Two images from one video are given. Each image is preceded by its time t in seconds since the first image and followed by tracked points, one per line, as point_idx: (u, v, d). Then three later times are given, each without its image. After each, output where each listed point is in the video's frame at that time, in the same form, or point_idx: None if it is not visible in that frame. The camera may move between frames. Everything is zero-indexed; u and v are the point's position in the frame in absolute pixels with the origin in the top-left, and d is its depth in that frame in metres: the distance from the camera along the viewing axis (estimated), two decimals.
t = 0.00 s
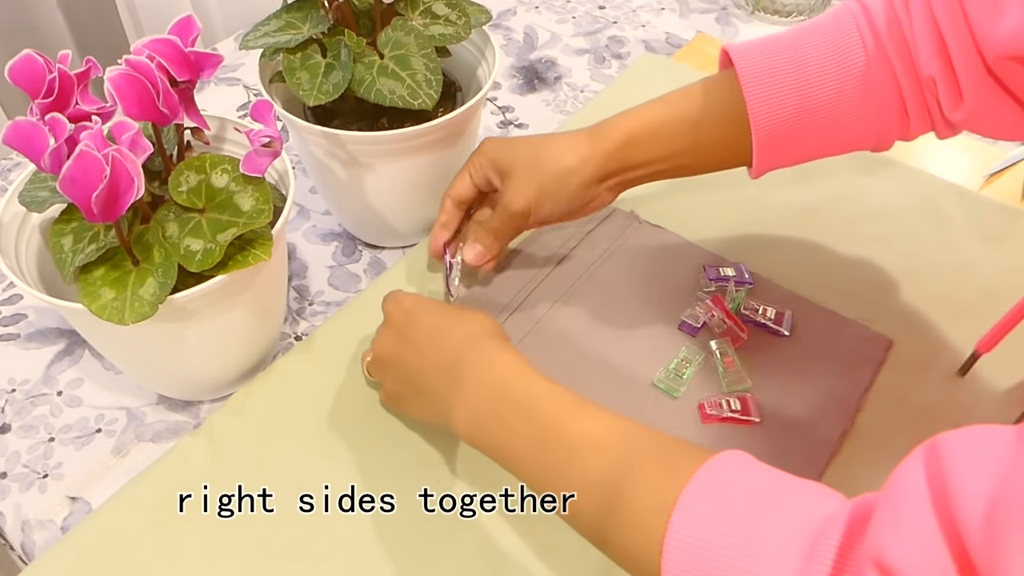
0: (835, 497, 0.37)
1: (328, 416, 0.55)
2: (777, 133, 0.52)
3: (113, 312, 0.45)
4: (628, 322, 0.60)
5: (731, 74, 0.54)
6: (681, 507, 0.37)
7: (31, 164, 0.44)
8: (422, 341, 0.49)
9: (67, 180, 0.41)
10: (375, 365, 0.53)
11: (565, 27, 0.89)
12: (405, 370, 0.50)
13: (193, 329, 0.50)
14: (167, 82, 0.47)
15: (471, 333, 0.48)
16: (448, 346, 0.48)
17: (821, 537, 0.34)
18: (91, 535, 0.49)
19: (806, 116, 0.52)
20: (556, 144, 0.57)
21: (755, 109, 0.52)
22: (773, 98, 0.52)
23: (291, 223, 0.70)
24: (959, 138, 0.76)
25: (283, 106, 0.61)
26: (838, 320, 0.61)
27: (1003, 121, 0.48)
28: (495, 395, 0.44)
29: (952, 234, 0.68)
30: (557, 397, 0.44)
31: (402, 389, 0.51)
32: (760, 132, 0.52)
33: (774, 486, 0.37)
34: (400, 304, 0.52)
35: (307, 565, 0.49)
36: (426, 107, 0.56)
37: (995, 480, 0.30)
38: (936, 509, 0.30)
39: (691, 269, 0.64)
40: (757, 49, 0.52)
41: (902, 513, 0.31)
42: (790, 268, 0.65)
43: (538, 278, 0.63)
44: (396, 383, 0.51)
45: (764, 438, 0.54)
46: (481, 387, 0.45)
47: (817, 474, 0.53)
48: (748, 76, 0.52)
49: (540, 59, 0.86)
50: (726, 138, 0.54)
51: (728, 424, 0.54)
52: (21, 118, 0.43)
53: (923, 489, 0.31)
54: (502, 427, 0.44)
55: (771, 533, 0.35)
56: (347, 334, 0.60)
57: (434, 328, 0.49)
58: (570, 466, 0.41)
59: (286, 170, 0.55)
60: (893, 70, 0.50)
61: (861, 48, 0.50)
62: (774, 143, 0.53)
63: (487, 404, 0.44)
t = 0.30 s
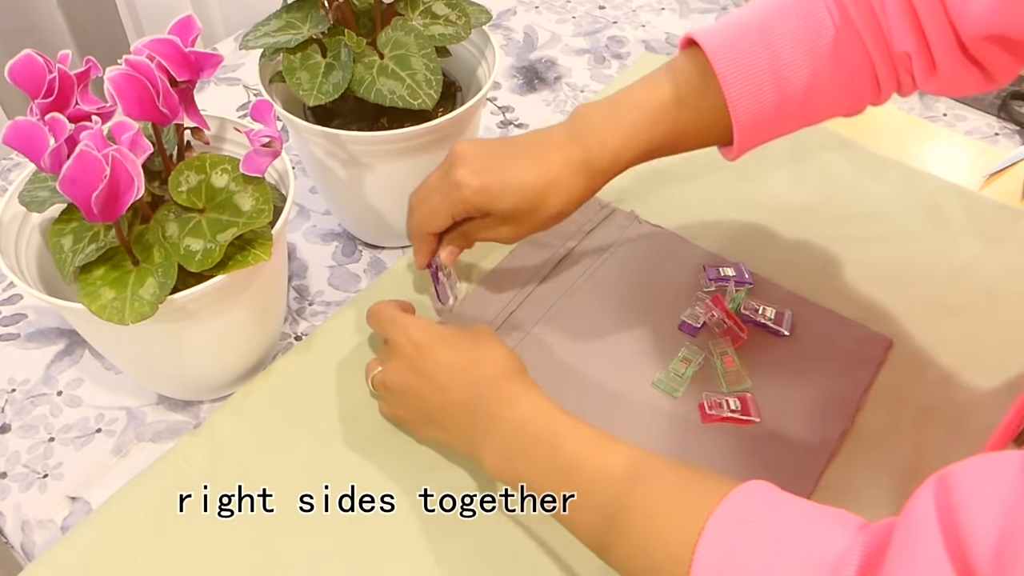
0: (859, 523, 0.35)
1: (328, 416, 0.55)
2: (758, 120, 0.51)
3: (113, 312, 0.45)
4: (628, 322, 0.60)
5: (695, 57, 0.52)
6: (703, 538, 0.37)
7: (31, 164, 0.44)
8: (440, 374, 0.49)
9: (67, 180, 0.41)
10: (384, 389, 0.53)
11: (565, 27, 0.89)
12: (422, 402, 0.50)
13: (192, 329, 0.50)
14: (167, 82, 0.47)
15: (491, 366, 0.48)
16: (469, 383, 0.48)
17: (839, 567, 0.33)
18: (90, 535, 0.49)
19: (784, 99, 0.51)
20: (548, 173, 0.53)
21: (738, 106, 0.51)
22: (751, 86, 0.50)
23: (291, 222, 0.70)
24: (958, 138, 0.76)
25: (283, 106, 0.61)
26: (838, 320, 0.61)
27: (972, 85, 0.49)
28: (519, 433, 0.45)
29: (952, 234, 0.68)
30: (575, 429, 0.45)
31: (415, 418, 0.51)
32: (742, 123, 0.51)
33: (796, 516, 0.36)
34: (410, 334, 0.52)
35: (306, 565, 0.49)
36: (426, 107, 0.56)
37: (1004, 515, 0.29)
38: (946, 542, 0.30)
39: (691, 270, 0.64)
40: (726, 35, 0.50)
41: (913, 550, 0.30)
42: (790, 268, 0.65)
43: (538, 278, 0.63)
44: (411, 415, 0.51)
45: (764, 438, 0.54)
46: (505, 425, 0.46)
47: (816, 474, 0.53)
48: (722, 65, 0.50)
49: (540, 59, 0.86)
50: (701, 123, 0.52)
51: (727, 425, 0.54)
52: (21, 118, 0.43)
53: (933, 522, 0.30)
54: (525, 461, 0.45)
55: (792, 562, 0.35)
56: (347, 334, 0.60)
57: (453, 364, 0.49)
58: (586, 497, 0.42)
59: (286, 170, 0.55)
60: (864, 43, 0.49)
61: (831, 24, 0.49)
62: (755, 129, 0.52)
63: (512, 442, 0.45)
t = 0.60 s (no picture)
0: (867, 527, 0.35)
1: (328, 416, 0.55)
2: (726, 112, 0.51)
3: (112, 312, 0.45)
4: (628, 322, 0.60)
5: (661, 50, 0.53)
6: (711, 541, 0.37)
7: (31, 164, 0.44)
8: (444, 382, 0.49)
9: (67, 180, 0.41)
10: (386, 395, 0.52)
11: (565, 27, 0.89)
12: (426, 409, 0.50)
13: (192, 329, 0.50)
14: (167, 82, 0.47)
15: (496, 373, 0.48)
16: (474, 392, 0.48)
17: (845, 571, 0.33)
18: (90, 535, 0.49)
19: (751, 89, 0.51)
20: (510, 176, 0.53)
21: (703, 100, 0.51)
22: (719, 78, 0.50)
23: (291, 222, 0.70)
24: (958, 138, 0.75)
25: (283, 106, 0.61)
26: (838, 320, 0.61)
27: (940, 73, 0.49)
28: (526, 442, 0.45)
29: (952, 233, 0.68)
30: (579, 434, 0.45)
31: (419, 424, 0.51)
32: (710, 117, 0.51)
33: (802, 522, 0.36)
34: (412, 342, 0.51)
35: (307, 565, 0.49)
36: (426, 107, 0.56)
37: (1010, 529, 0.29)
38: (954, 553, 0.29)
39: (691, 269, 0.64)
40: (691, 28, 0.51)
41: (922, 560, 0.30)
42: (790, 268, 0.65)
43: (538, 278, 0.63)
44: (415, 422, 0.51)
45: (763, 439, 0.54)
46: (512, 433, 0.46)
47: (816, 474, 0.53)
48: (689, 57, 0.50)
49: (540, 59, 0.86)
50: (669, 114, 0.52)
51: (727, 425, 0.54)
52: (21, 118, 0.43)
53: (941, 534, 0.30)
54: (531, 468, 0.45)
55: (800, 564, 0.35)
56: (347, 334, 0.60)
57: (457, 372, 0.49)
58: (591, 504, 0.42)
59: (286, 170, 0.55)
60: (830, 34, 0.50)
61: (798, 15, 0.50)
62: (724, 121, 0.52)
63: (518, 451, 0.45)
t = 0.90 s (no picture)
0: (868, 525, 0.35)
1: (328, 416, 0.55)
2: (712, 113, 0.51)
3: (112, 312, 0.45)
4: (627, 322, 0.60)
5: (650, 53, 0.53)
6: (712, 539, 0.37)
7: (31, 164, 0.44)
8: (444, 385, 0.49)
9: (67, 180, 0.41)
10: (386, 397, 0.53)
11: (565, 27, 0.89)
12: (427, 411, 0.50)
13: (192, 329, 0.50)
14: (167, 82, 0.47)
15: (497, 374, 0.48)
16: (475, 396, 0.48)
17: (846, 568, 0.33)
18: (90, 536, 0.49)
19: (739, 92, 0.51)
20: (495, 176, 0.53)
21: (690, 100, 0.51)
22: (706, 79, 0.50)
23: (291, 222, 0.70)
24: (957, 138, 0.75)
25: (283, 106, 0.61)
26: (838, 319, 0.61)
27: (933, 80, 0.49)
28: (526, 444, 0.45)
29: (953, 233, 0.68)
30: (580, 434, 0.45)
31: (419, 425, 0.51)
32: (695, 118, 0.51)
33: (804, 521, 0.36)
34: (413, 343, 0.51)
35: (307, 564, 0.49)
36: (426, 107, 0.56)
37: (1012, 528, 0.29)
38: (957, 552, 0.29)
39: (691, 269, 0.64)
40: (681, 28, 0.51)
41: (924, 559, 0.30)
42: (790, 268, 0.65)
43: (538, 277, 0.63)
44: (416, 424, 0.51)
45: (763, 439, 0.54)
46: (513, 437, 0.46)
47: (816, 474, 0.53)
48: (676, 57, 0.50)
49: (540, 59, 0.86)
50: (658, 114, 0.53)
51: (727, 425, 0.54)
52: (20, 118, 0.43)
53: (943, 533, 0.30)
54: (532, 470, 0.45)
55: (800, 563, 0.35)
56: (347, 334, 0.60)
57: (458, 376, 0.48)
58: (592, 506, 0.42)
59: (286, 170, 0.55)
60: (820, 38, 0.50)
61: (788, 18, 0.50)
62: (709, 123, 0.52)
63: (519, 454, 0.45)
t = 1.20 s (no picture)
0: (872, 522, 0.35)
1: (328, 416, 0.55)
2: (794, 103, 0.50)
3: (112, 312, 0.45)
4: (628, 322, 0.60)
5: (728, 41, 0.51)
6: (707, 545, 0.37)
7: (31, 164, 0.44)
8: (443, 380, 0.49)
9: (67, 180, 0.41)
10: (389, 393, 0.53)
11: (565, 27, 0.89)
12: (428, 408, 0.50)
13: (192, 329, 0.50)
14: (167, 82, 0.47)
15: (498, 369, 0.48)
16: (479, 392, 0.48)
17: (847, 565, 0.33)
18: (90, 536, 0.49)
19: (818, 82, 0.49)
20: (579, 141, 0.52)
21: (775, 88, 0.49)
22: (786, 67, 0.49)
23: (291, 222, 0.70)
24: (958, 138, 0.76)
25: (283, 106, 0.61)
26: (839, 319, 0.61)
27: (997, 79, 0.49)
28: (527, 438, 0.45)
29: (953, 233, 0.68)
30: (582, 428, 0.44)
31: (420, 422, 0.51)
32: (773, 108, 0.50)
33: (807, 518, 0.36)
34: (416, 338, 0.52)
35: (306, 564, 0.49)
36: (426, 107, 0.56)
37: (1008, 518, 0.29)
38: (956, 549, 0.29)
39: (691, 269, 0.64)
40: (761, 16, 0.49)
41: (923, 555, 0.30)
42: (789, 268, 0.65)
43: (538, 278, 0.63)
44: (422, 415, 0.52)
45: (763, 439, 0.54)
46: (513, 431, 0.46)
47: (816, 474, 0.53)
48: (760, 43, 0.49)
49: (540, 59, 0.86)
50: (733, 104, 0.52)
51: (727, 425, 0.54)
52: (20, 118, 0.43)
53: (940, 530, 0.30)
54: (533, 467, 0.44)
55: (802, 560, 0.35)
56: (347, 334, 0.60)
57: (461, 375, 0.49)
58: (592, 501, 0.42)
59: (286, 170, 0.55)
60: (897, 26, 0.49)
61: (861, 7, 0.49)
62: (790, 113, 0.50)
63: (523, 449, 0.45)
